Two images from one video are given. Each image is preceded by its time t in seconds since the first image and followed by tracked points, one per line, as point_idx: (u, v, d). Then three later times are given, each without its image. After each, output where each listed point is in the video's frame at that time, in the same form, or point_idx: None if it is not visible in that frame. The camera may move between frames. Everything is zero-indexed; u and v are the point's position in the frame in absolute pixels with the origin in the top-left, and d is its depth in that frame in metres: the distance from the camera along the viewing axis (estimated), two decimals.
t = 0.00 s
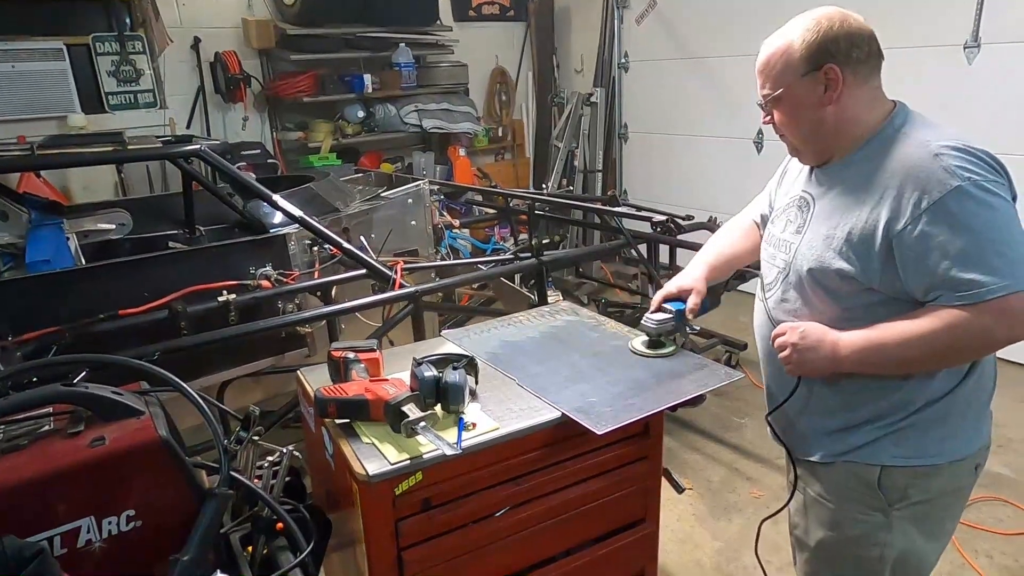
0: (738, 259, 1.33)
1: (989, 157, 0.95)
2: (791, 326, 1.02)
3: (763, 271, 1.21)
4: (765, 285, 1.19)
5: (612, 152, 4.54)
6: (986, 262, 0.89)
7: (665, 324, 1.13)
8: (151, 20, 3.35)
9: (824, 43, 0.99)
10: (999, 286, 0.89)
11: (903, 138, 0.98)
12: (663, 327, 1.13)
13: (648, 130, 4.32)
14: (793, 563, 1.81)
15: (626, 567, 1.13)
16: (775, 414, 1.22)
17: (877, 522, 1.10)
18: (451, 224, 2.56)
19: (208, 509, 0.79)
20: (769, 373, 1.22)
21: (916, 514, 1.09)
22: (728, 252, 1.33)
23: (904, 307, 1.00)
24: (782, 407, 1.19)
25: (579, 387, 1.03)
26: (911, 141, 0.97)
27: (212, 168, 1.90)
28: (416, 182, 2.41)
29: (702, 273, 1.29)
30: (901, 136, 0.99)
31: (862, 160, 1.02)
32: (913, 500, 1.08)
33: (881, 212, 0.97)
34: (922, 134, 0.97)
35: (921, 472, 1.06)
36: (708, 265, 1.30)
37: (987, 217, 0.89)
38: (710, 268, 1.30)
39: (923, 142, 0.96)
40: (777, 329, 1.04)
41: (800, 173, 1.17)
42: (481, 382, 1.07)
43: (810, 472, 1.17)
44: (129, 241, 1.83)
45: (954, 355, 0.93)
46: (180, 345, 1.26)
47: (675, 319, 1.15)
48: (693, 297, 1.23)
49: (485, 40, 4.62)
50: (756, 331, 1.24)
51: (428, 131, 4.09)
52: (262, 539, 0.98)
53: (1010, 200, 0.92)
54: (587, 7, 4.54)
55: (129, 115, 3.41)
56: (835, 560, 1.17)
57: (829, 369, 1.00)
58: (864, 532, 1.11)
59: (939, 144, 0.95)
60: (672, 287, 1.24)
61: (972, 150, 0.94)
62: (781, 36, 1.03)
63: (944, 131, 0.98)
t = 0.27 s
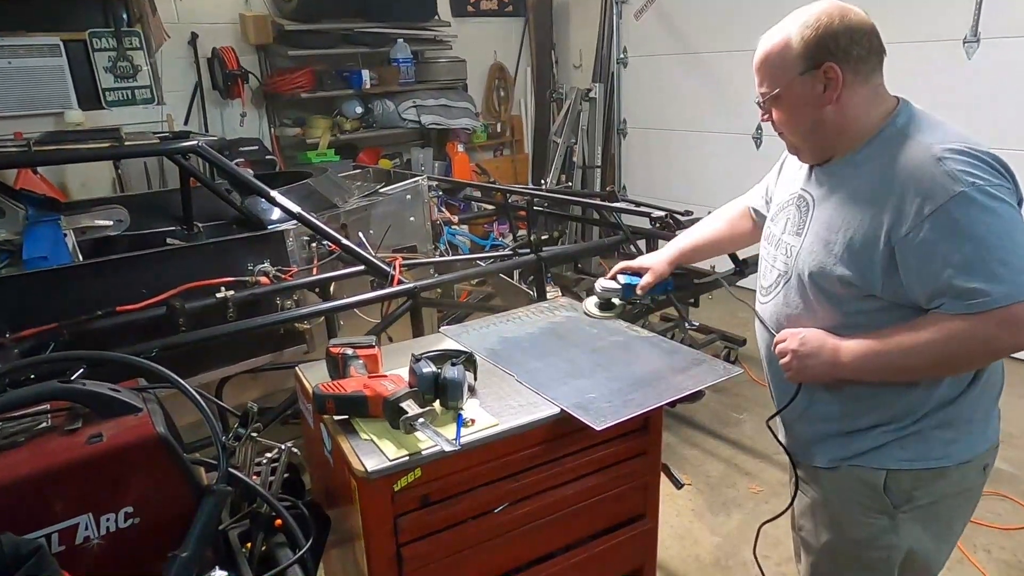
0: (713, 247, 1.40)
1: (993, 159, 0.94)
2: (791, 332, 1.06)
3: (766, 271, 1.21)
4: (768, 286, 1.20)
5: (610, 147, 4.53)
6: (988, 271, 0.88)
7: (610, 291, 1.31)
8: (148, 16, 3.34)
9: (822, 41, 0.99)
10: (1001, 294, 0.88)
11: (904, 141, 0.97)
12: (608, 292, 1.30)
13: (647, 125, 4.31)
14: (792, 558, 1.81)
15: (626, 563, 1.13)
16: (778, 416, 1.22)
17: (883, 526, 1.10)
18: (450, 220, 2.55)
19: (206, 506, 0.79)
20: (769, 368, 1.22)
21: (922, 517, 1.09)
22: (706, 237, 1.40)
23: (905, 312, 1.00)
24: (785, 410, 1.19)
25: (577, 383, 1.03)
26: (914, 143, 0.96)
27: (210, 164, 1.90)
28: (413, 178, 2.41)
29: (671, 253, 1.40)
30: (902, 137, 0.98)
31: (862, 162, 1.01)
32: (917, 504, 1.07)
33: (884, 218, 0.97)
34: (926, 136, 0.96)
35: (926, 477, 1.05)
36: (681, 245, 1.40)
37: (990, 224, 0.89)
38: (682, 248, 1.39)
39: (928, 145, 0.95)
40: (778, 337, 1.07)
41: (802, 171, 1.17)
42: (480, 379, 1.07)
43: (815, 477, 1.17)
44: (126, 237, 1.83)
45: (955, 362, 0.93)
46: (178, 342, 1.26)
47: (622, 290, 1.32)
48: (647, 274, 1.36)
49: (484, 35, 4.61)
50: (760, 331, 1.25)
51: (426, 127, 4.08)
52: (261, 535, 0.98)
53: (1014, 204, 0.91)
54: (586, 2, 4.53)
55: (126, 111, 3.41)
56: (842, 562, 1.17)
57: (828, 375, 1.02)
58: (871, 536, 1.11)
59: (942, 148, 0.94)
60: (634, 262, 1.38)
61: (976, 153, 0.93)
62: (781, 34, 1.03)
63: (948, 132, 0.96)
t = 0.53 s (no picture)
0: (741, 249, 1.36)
1: (995, 175, 0.93)
2: (782, 340, 1.06)
3: (765, 275, 1.21)
4: (767, 291, 1.19)
5: (610, 145, 4.52)
6: (982, 292, 0.88)
7: (647, 303, 1.22)
8: (146, 13, 3.33)
9: (821, 47, 0.96)
10: (995, 317, 0.88)
11: (904, 152, 0.96)
12: (644, 305, 1.22)
13: (647, 123, 4.31)
14: (792, 557, 1.81)
15: (626, 561, 1.13)
16: (777, 418, 1.22)
17: (883, 532, 1.10)
18: (449, 218, 2.55)
19: (205, 505, 0.79)
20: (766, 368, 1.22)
21: (922, 524, 1.08)
22: (733, 241, 1.36)
23: (899, 325, 1.00)
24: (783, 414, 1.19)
25: (577, 381, 1.03)
26: (914, 155, 0.95)
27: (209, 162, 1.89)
28: (413, 176, 2.41)
29: (702, 259, 1.34)
30: (903, 147, 0.97)
31: (861, 172, 1.00)
32: (918, 511, 1.07)
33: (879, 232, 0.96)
34: (926, 148, 0.95)
35: (926, 484, 1.05)
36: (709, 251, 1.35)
37: (987, 243, 0.88)
38: (715, 251, 1.35)
39: (928, 158, 0.94)
40: (769, 343, 1.08)
41: (804, 175, 1.16)
42: (479, 377, 1.06)
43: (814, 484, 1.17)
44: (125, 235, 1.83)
45: (945, 380, 0.93)
46: (176, 340, 1.26)
47: (658, 300, 1.24)
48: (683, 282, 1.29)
49: (483, 33, 4.60)
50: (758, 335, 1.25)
51: (425, 125, 4.08)
52: (260, 534, 0.98)
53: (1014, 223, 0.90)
54: None
55: (125, 109, 3.39)
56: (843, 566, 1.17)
57: (817, 385, 1.03)
58: (871, 542, 1.12)
59: (942, 163, 0.93)
60: (667, 270, 1.31)
61: (977, 169, 0.92)
62: (780, 37, 1.01)
63: (952, 144, 0.95)
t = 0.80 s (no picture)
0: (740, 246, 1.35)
1: (1008, 190, 0.90)
2: (783, 347, 1.08)
3: (770, 276, 1.19)
4: (772, 292, 1.18)
5: (612, 142, 4.51)
6: (987, 315, 0.87)
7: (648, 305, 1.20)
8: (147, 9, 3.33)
9: (830, 49, 0.94)
10: (998, 340, 0.87)
11: (914, 163, 0.94)
12: (646, 305, 1.20)
13: (648, 120, 4.30)
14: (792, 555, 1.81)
15: (627, 558, 1.13)
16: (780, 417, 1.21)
17: (889, 537, 1.09)
18: (451, 215, 2.54)
19: (205, 502, 0.79)
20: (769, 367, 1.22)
21: (927, 530, 1.08)
22: (729, 239, 1.35)
23: (901, 338, 0.99)
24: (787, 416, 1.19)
25: (578, 379, 1.03)
26: (923, 167, 0.93)
27: (209, 158, 1.88)
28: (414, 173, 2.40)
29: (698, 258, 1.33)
30: (913, 156, 0.94)
31: (869, 180, 0.99)
32: (923, 517, 1.07)
33: (885, 246, 0.94)
34: (938, 158, 0.92)
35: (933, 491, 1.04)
36: (705, 249, 1.34)
37: (995, 264, 0.86)
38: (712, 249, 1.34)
39: (939, 171, 0.91)
40: (771, 349, 1.10)
41: (813, 175, 1.13)
42: (479, 373, 1.06)
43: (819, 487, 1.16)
44: (126, 231, 1.83)
45: (942, 400, 0.93)
46: (176, 336, 1.25)
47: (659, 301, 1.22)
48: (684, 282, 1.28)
49: (485, 29, 4.59)
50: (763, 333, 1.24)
51: (427, 121, 4.07)
52: (260, 531, 0.97)
53: None
54: None
55: (125, 104, 3.39)
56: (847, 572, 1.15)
57: (816, 393, 1.04)
58: (877, 545, 1.10)
59: (954, 177, 0.90)
60: (666, 270, 1.30)
61: (988, 185, 0.90)
62: (788, 36, 0.98)
63: (965, 155, 0.92)
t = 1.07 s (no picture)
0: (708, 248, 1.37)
1: (1008, 175, 0.92)
2: (782, 334, 1.07)
3: (767, 277, 1.20)
4: (768, 292, 1.19)
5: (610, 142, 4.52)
6: (992, 293, 0.87)
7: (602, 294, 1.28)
8: (145, 10, 3.32)
9: (824, 41, 0.97)
10: (1004, 318, 0.87)
11: (915, 150, 0.96)
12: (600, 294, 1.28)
13: (647, 120, 4.30)
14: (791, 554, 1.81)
15: (626, 557, 1.13)
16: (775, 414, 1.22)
17: (892, 534, 1.08)
18: (450, 215, 2.54)
19: (203, 503, 0.79)
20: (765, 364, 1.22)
21: (927, 525, 1.08)
22: (701, 239, 1.37)
23: (905, 326, 0.99)
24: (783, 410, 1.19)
25: (577, 379, 1.03)
26: (925, 152, 0.95)
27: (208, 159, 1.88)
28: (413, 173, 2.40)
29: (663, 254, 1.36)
30: (913, 145, 0.96)
31: (868, 170, 1.00)
32: (924, 513, 1.07)
33: (890, 229, 0.95)
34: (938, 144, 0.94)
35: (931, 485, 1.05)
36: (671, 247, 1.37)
37: (1000, 243, 0.87)
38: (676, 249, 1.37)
39: (941, 156, 0.93)
40: (770, 336, 1.08)
41: (808, 175, 1.16)
42: (478, 374, 1.06)
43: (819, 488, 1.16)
44: (125, 232, 1.82)
45: (948, 382, 0.92)
46: (175, 338, 1.25)
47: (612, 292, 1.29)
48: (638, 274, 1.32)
49: (484, 30, 4.60)
50: (757, 336, 1.24)
51: (425, 121, 4.08)
52: (259, 532, 0.97)
53: None
54: None
55: (123, 106, 3.37)
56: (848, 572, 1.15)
57: (816, 378, 1.03)
58: (880, 544, 1.09)
59: (956, 160, 0.92)
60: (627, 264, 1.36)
61: (989, 169, 0.92)
62: (784, 29, 1.01)
63: (965, 143, 0.94)
